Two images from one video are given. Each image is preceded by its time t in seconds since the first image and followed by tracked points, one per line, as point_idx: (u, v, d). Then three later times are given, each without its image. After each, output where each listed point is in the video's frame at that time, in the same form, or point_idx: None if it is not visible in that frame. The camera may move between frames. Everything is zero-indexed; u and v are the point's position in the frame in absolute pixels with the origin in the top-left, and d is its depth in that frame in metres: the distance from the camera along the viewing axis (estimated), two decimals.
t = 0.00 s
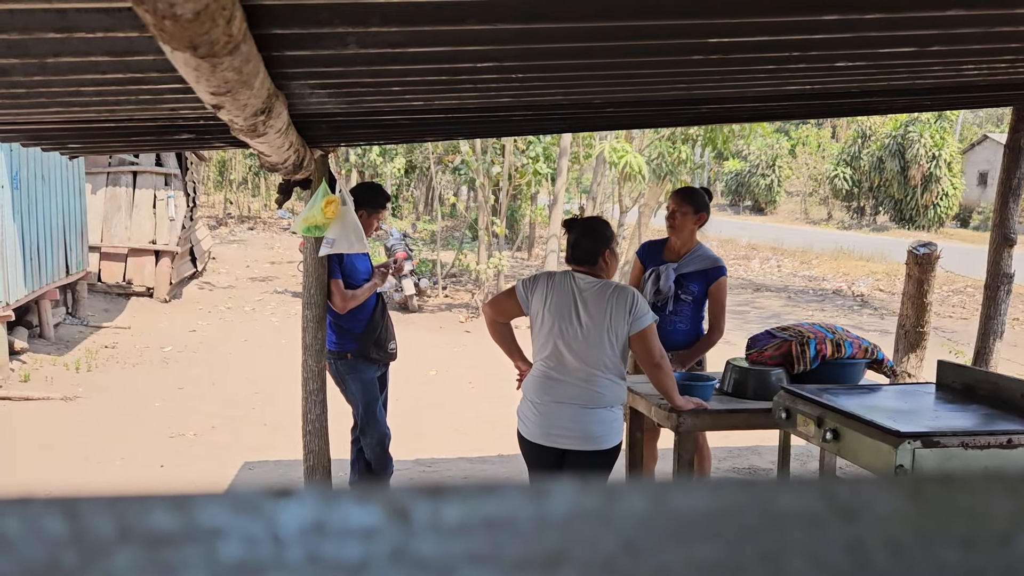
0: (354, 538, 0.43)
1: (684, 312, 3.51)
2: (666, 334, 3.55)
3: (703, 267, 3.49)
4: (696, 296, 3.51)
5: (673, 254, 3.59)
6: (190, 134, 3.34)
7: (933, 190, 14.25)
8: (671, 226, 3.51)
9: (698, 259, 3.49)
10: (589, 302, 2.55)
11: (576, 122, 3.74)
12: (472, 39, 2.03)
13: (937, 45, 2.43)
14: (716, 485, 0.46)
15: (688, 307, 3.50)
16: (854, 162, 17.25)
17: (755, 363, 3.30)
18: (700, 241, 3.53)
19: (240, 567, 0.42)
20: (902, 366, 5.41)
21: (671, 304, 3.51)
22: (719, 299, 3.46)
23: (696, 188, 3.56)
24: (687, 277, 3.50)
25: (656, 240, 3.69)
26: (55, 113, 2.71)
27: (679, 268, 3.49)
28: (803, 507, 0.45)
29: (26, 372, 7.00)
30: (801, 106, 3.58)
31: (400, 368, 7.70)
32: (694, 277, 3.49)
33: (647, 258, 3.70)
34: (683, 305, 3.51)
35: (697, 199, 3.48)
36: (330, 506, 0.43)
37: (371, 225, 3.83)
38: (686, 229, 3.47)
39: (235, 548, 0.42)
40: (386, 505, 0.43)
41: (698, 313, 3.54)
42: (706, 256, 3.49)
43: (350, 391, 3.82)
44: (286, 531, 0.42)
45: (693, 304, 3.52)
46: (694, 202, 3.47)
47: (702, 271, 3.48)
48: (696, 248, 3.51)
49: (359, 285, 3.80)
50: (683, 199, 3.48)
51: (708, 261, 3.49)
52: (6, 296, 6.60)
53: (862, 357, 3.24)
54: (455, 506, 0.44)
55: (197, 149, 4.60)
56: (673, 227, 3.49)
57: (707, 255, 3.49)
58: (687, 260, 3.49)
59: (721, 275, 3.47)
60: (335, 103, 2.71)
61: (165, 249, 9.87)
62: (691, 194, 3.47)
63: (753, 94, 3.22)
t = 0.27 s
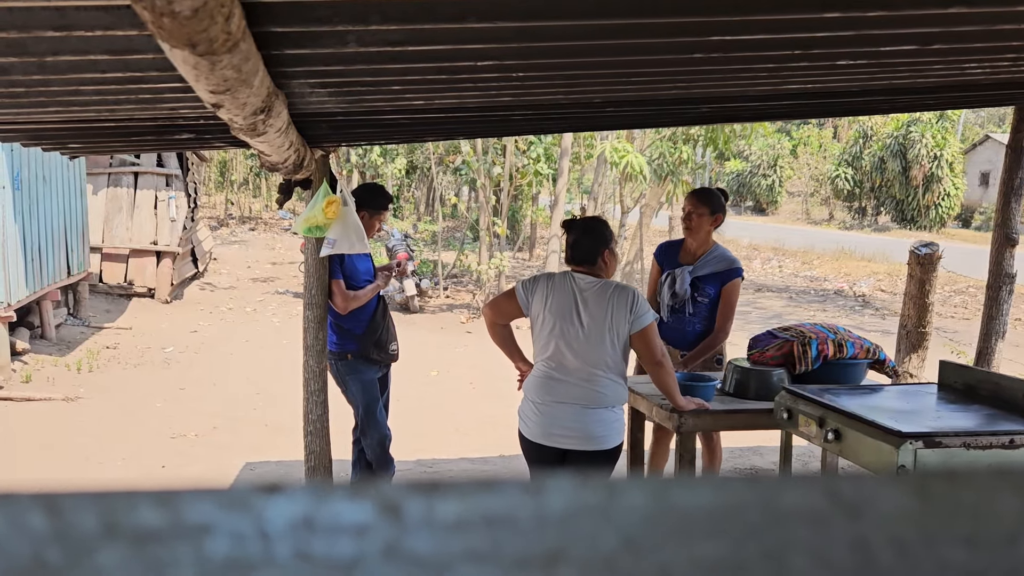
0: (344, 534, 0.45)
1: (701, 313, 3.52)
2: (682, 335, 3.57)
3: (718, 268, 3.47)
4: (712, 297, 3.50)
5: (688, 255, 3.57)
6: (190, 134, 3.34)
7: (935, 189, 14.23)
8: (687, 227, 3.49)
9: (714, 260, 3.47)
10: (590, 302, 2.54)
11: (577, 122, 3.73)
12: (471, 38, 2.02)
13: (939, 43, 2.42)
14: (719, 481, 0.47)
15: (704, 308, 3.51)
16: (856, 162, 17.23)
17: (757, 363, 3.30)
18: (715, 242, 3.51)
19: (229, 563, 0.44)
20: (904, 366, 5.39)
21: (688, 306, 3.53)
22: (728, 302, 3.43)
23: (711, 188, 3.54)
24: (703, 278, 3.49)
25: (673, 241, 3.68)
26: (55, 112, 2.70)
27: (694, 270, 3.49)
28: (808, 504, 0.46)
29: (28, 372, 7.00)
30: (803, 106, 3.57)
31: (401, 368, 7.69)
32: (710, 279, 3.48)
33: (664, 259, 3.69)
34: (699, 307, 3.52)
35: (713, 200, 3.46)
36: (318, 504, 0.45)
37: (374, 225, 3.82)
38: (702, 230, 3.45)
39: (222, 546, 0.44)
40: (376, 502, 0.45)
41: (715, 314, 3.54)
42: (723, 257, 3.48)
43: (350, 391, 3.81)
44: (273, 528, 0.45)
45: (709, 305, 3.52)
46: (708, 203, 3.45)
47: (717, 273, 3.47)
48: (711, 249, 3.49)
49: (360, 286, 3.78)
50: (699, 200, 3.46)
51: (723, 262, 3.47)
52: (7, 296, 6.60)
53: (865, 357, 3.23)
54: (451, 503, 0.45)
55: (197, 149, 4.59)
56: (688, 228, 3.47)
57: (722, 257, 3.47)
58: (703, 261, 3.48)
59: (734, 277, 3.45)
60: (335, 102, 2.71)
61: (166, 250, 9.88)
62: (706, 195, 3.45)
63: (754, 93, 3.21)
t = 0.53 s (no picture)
0: (328, 543, 0.45)
1: (696, 313, 3.54)
2: (688, 336, 3.60)
3: (716, 270, 3.45)
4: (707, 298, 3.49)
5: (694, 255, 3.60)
6: (189, 134, 3.33)
7: (935, 189, 14.24)
8: (688, 227, 3.51)
9: (713, 261, 3.45)
10: (587, 301, 2.55)
11: (576, 122, 3.74)
12: (470, 39, 2.03)
13: (938, 44, 2.42)
14: (703, 489, 0.48)
15: (700, 308, 3.52)
16: (856, 162, 17.24)
17: (756, 364, 3.30)
18: (717, 243, 3.48)
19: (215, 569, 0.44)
20: (904, 366, 5.40)
21: (685, 305, 3.57)
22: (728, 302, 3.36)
23: (717, 189, 3.52)
24: (699, 279, 3.49)
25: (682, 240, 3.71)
26: (53, 113, 2.70)
27: (690, 270, 3.51)
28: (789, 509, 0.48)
29: (28, 372, 7.01)
30: (802, 106, 3.57)
31: (401, 368, 7.70)
32: (705, 280, 3.47)
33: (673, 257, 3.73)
34: (695, 306, 3.53)
35: (715, 201, 3.46)
36: (306, 510, 0.46)
37: (375, 226, 3.82)
38: (702, 232, 3.46)
39: (207, 553, 0.44)
40: (360, 510, 0.46)
41: (714, 314, 3.52)
42: (723, 259, 3.43)
43: (350, 391, 3.81)
44: (261, 535, 0.45)
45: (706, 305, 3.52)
46: (708, 205, 3.45)
47: (713, 274, 3.45)
48: (713, 250, 3.47)
49: (359, 287, 3.78)
50: (701, 201, 3.46)
51: (720, 263, 3.43)
52: (8, 297, 6.61)
53: (864, 357, 3.24)
54: (436, 510, 0.46)
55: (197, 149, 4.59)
56: (689, 230, 3.49)
57: (720, 259, 3.43)
58: (699, 262, 3.48)
59: (733, 280, 3.38)
60: (334, 103, 2.71)
61: (167, 250, 9.89)
62: (708, 196, 3.45)
63: (753, 93, 3.21)
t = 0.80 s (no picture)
0: (287, 544, 0.40)
1: (684, 311, 3.56)
2: (682, 334, 3.60)
3: (702, 268, 3.42)
4: (694, 297, 3.51)
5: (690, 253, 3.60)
6: (185, 135, 3.33)
7: (934, 189, 14.26)
8: (680, 227, 3.51)
9: (701, 261, 3.42)
10: (584, 302, 2.55)
11: (573, 122, 3.73)
12: (464, 39, 2.02)
13: (933, 44, 2.42)
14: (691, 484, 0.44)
15: (687, 307, 3.54)
16: (854, 162, 17.26)
17: (754, 364, 3.30)
18: (709, 243, 3.46)
19: None
20: (902, 366, 5.40)
21: (674, 304, 3.61)
22: (719, 300, 3.30)
23: (712, 188, 3.49)
24: (687, 278, 3.51)
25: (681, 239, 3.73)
26: (49, 113, 2.70)
27: (677, 269, 3.53)
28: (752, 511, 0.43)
29: (27, 373, 7.00)
30: (799, 105, 3.57)
31: (400, 368, 7.70)
32: (691, 279, 3.49)
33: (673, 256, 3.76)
34: (683, 305, 3.56)
35: (706, 201, 3.43)
36: (262, 507, 0.41)
37: (373, 227, 3.82)
38: (693, 231, 3.46)
39: (161, 554, 0.39)
40: (318, 510, 0.41)
41: (703, 313, 3.52)
42: (711, 260, 3.39)
43: (349, 392, 3.80)
44: (217, 535, 0.40)
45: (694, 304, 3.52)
46: (699, 205, 3.43)
47: (699, 273, 3.43)
48: (705, 248, 3.45)
49: (359, 287, 3.78)
50: (692, 201, 3.45)
51: (707, 263, 3.41)
52: (6, 297, 6.61)
53: (862, 357, 3.23)
54: (392, 510, 0.41)
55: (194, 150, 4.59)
56: (680, 229, 3.50)
57: (707, 258, 3.40)
58: (687, 261, 3.49)
59: (717, 280, 3.34)
60: (330, 102, 2.70)
61: (166, 250, 9.90)
62: (699, 195, 3.43)
63: (750, 93, 3.20)
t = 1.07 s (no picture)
0: (257, 545, 0.43)
1: (671, 311, 3.54)
2: (667, 337, 3.59)
3: (688, 268, 3.42)
4: (681, 296, 3.50)
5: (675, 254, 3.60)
6: (182, 135, 3.32)
7: (933, 189, 14.25)
8: (665, 227, 3.51)
9: (686, 259, 3.42)
10: (582, 301, 2.54)
11: (570, 121, 3.73)
12: (459, 38, 2.02)
13: (929, 43, 2.42)
14: (657, 488, 0.47)
15: (674, 307, 3.52)
16: (853, 162, 17.26)
17: (752, 363, 3.29)
18: (694, 242, 3.46)
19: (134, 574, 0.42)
20: (900, 365, 5.39)
21: (660, 304, 3.59)
22: (709, 299, 3.32)
23: (696, 188, 3.50)
24: (673, 277, 3.50)
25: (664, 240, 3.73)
26: (44, 112, 2.69)
27: (663, 269, 3.52)
28: (729, 509, 0.47)
29: (24, 373, 6.99)
30: (797, 105, 3.56)
31: (399, 369, 7.69)
32: (677, 278, 3.48)
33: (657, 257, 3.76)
34: (670, 305, 3.55)
35: (691, 200, 3.44)
36: (231, 512, 0.43)
37: (371, 227, 3.81)
38: (678, 231, 3.46)
39: (131, 558, 0.42)
40: (291, 513, 0.43)
41: (690, 312, 3.51)
42: (696, 258, 3.40)
43: (348, 392, 3.80)
44: (188, 537, 0.43)
45: (680, 304, 3.52)
46: (684, 203, 3.44)
47: (685, 272, 3.43)
48: (690, 248, 3.45)
49: (359, 288, 3.77)
50: (677, 200, 3.46)
51: (693, 261, 3.41)
52: (4, 298, 6.59)
53: (860, 356, 3.23)
54: (368, 514, 0.44)
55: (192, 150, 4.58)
56: (665, 229, 3.50)
57: (693, 257, 3.40)
58: (673, 260, 3.48)
59: (705, 278, 3.35)
60: (326, 102, 2.70)
61: (164, 251, 9.87)
62: (683, 194, 3.44)
63: (747, 93, 3.20)
